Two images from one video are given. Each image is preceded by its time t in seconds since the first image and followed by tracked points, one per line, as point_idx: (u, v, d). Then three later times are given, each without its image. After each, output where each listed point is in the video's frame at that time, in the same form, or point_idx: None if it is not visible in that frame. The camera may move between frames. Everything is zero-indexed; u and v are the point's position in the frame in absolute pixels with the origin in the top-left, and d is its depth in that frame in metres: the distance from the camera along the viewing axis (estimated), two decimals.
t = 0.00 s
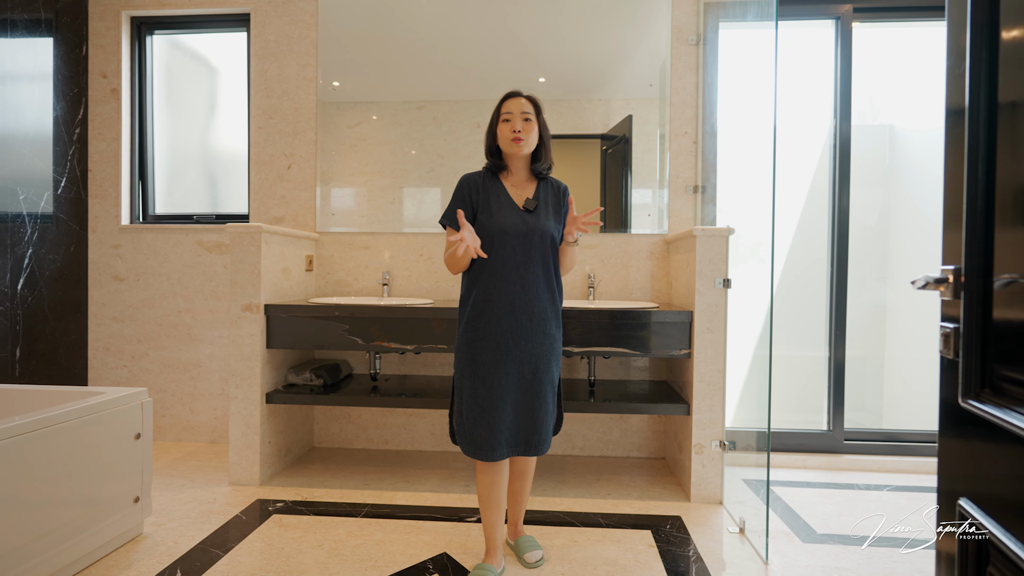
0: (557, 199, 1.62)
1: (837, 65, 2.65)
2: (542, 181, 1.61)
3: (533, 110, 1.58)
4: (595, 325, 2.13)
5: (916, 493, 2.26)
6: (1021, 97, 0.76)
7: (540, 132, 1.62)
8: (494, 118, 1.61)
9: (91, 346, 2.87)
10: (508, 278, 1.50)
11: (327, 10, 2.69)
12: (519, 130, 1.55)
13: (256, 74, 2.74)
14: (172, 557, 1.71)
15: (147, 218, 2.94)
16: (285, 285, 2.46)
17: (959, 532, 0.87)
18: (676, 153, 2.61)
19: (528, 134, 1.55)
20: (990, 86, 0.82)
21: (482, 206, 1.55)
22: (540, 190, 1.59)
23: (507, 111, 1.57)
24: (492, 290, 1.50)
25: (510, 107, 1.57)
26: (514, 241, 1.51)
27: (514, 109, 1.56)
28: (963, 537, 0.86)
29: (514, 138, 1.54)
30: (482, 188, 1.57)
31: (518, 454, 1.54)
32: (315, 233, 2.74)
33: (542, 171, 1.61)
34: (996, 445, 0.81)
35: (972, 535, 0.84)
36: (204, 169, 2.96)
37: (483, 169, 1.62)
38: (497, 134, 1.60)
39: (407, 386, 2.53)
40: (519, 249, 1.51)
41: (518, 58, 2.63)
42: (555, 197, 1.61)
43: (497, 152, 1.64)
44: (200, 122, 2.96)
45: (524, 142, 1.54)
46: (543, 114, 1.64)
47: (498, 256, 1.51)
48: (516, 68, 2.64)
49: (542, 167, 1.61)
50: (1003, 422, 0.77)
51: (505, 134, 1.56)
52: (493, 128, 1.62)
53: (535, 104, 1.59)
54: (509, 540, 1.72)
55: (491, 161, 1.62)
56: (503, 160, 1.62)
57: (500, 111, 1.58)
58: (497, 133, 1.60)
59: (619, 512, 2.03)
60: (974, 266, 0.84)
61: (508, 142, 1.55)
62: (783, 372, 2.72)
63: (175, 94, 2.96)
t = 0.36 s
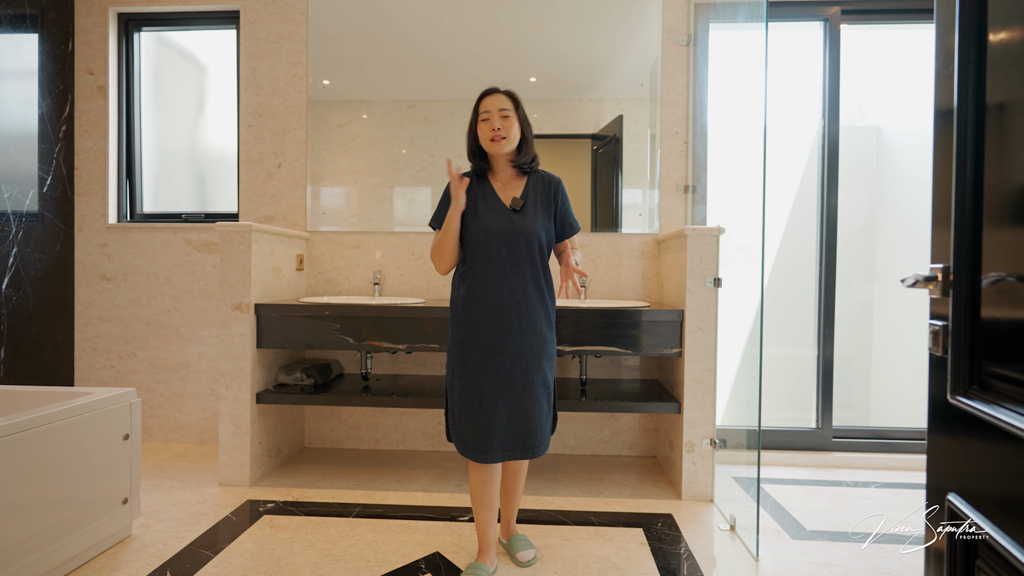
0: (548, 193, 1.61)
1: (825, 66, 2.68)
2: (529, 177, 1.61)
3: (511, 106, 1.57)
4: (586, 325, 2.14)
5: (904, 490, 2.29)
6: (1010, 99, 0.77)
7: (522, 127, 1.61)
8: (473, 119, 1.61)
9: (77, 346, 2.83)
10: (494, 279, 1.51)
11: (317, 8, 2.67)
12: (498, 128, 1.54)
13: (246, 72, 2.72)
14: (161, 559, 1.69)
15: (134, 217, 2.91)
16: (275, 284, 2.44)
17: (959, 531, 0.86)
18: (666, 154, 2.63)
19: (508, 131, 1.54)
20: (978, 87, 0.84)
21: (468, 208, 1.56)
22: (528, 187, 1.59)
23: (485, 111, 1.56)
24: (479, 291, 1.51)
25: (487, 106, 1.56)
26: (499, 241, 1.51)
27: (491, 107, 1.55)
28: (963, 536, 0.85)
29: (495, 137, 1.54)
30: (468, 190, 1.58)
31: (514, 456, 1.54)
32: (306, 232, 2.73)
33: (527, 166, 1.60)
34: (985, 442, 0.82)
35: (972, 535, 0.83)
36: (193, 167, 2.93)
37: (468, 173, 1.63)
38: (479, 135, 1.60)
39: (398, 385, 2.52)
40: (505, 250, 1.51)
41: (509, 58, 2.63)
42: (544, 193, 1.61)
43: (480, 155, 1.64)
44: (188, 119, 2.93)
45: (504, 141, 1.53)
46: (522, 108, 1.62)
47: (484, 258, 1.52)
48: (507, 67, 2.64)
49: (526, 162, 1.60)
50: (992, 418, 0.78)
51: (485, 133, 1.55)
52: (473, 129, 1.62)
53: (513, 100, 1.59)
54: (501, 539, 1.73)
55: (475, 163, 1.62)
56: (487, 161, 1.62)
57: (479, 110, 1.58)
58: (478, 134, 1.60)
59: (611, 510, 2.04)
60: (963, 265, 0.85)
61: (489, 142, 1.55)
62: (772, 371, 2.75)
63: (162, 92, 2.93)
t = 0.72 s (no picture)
0: (541, 195, 1.61)
1: (816, 68, 2.70)
2: (522, 179, 1.60)
3: (507, 107, 1.57)
4: (579, 325, 2.14)
5: (893, 489, 2.32)
6: (1000, 101, 0.78)
7: (517, 129, 1.60)
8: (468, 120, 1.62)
9: (65, 348, 2.80)
10: (488, 279, 1.51)
11: (309, 8, 2.66)
12: (493, 129, 1.54)
13: (236, 71, 2.70)
14: (152, 562, 1.68)
15: (123, 217, 2.88)
16: (267, 285, 2.43)
17: (959, 531, 0.84)
18: (659, 155, 2.63)
19: (503, 132, 1.55)
20: (969, 89, 0.84)
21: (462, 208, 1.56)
22: (521, 188, 1.58)
23: (480, 112, 1.57)
24: (473, 292, 1.51)
25: (483, 107, 1.57)
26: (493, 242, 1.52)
27: (486, 108, 1.55)
28: (963, 537, 0.83)
29: (489, 138, 1.54)
30: (463, 191, 1.59)
31: (508, 457, 1.53)
32: (298, 232, 2.71)
33: (521, 166, 1.58)
34: (977, 442, 0.83)
35: (972, 536, 0.82)
36: (183, 167, 2.91)
37: (463, 171, 1.63)
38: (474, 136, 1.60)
39: (391, 386, 2.52)
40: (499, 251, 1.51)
41: (502, 58, 2.63)
42: (537, 194, 1.61)
43: (475, 154, 1.63)
44: (179, 119, 2.91)
45: (499, 142, 1.54)
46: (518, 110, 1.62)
47: (478, 258, 1.52)
48: (500, 67, 2.64)
49: (521, 163, 1.58)
50: (984, 419, 0.79)
51: (480, 134, 1.55)
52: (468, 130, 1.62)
53: (508, 101, 1.59)
54: (495, 540, 1.73)
55: (471, 163, 1.62)
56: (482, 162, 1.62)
57: (474, 111, 1.58)
58: (473, 135, 1.60)
59: (604, 511, 2.04)
60: (954, 268, 0.86)
61: (484, 143, 1.55)
62: (764, 370, 2.77)
63: (152, 91, 2.90)
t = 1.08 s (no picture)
0: (537, 200, 1.61)
1: (806, 71, 2.72)
2: (519, 182, 1.61)
3: (506, 111, 1.58)
4: (572, 327, 2.15)
5: (883, 488, 2.34)
6: (987, 105, 0.79)
7: (515, 133, 1.62)
8: (467, 122, 1.61)
9: (54, 350, 2.77)
10: (484, 280, 1.51)
11: (301, 8, 2.65)
12: (494, 132, 1.54)
13: (228, 71, 2.69)
14: (143, 567, 1.67)
15: (113, 218, 2.86)
16: (259, 287, 2.41)
17: (959, 532, 0.83)
18: (651, 156, 2.65)
19: (504, 135, 1.55)
20: (956, 93, 0.86)
21: (459, 210, 1.56)
22: (519, 191, 1.59)
23: (481, 115, 1.57)
24: (469, 293, 1.51)
25: (483, 110, 1.57)
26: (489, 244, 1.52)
27: (487, 111, 1.55)
28: (963, 538, 0.82)
29: (490, 141, 1.54)
30: (460, 193, 1.57)
31: (502, 457, 1.54)
32: (290, 233, 2.70)
33: (518, 171, 1.61)
34: (963, 443, 0.84)
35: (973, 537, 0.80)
36: (174, 168, 2.89)
37: (460, 174, 1.62)
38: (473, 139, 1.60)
39: (384, 388, 2.51)
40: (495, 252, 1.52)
41: (495, 60, 2.64)
42: (533, 198, 1.61)
43: (473, 157, 1.63)
44: (170, 119, 2.89)
45: (500, 144, 1.54)
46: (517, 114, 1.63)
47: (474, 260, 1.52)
48: (492, 69, 2.64)
49: (518, 167, 1.61)
50: (971, 422, 0.80)
51: (481, 137, 1.55)
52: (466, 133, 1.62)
53: (507, 105, 1.59)
54: (488, 542, 1.73)
55: (468, 166, 1.62)
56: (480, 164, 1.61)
57: (474, 114, 1.58)
58: (473, 138, 1.60)
59: (597, 511, 2.05)
60: (941, 272, 0.87)
61: (485, 145, 1.55)
62: (755, 370, 2.79)
63: (142, 91, 2.89)
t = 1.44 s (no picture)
0: (533, 203, 1.62)
1: (798, 73, 2.74)
2: (516, 186, 1.62)
3: (505, 116, 1.59)
4: (565, 328, 2.16)
5: (873, 487, 2.36)
6: (973, 108, 0.80)
7: (514, 138, 1.62)
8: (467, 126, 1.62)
9: (44, 351, 2.75)
10: (480, 280, 1.51)
11: (294, 8, 2.65)
12: (493, 138, 1.55)
13: (221, 71, 2.68)
14: (135, 569, 1.66)
15: (105, 219, 2.84)
16: (252, 288, 2.41)
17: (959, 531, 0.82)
18: (644, 157, 2.66)
19: (502, 141, 1.56)
20: (943, 95, 0.86)
21: (456, 211, 1.56)
22: (515, 195, 1.60)
23: (480, 120, 1.57)
24: (465, 292, 1.51)
25: (483, 115, 1.57)
26: (486, 244, 1.52)
27: (487, 117, 1.56)
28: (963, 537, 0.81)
29: (489, 148, 1.55)
30: (457, 194, 1.58)
31: (496, 457, 1.54)
32: (283, 234, 2.70)
33: (516, 175, 1.61)
34: (951, 444, 0.85)
35: (973, 535, 0.79)
36: (166, 169, 2.88)
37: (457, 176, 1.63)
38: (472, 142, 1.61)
39: (378, 389, 2.51)
40: (492, 253, 1.52)
41: (488, 61, 2.64)
42: (529, 201, 1.62)
43: (472, 160, 1.64)
44: (162, 119, 2.87)
45: (499, 151, 1.55)
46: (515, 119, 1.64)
47: (471, 260, 1.52)
48: (486, 70, 2.64)
49: (515, 172, 1.61)
50: (957, 422, 0.81)
51: (480, 142, 1.56)
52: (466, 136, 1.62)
53: (506, 111, 1.60)
54: (482, 542, 1.73)
55: (466, 168, 1.62)
56: (477, 168, 1.62)
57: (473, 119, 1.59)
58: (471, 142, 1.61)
59: (590, 512, 2.06)
60: (929, 275, 0.88)
61: (483, 151, 1.56)
62: (748, 370, 2.80)
63: (134, 91, 2.87)
